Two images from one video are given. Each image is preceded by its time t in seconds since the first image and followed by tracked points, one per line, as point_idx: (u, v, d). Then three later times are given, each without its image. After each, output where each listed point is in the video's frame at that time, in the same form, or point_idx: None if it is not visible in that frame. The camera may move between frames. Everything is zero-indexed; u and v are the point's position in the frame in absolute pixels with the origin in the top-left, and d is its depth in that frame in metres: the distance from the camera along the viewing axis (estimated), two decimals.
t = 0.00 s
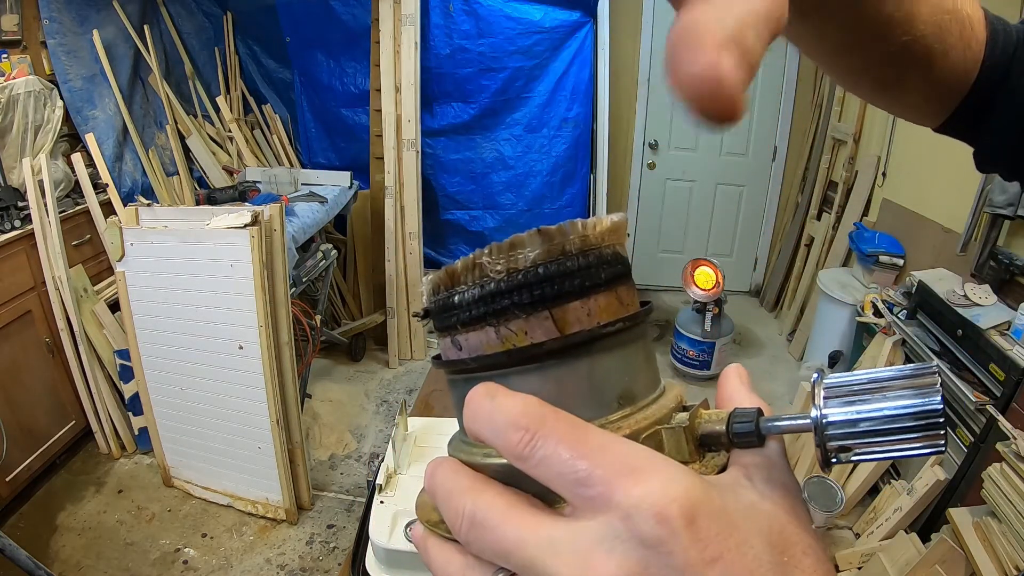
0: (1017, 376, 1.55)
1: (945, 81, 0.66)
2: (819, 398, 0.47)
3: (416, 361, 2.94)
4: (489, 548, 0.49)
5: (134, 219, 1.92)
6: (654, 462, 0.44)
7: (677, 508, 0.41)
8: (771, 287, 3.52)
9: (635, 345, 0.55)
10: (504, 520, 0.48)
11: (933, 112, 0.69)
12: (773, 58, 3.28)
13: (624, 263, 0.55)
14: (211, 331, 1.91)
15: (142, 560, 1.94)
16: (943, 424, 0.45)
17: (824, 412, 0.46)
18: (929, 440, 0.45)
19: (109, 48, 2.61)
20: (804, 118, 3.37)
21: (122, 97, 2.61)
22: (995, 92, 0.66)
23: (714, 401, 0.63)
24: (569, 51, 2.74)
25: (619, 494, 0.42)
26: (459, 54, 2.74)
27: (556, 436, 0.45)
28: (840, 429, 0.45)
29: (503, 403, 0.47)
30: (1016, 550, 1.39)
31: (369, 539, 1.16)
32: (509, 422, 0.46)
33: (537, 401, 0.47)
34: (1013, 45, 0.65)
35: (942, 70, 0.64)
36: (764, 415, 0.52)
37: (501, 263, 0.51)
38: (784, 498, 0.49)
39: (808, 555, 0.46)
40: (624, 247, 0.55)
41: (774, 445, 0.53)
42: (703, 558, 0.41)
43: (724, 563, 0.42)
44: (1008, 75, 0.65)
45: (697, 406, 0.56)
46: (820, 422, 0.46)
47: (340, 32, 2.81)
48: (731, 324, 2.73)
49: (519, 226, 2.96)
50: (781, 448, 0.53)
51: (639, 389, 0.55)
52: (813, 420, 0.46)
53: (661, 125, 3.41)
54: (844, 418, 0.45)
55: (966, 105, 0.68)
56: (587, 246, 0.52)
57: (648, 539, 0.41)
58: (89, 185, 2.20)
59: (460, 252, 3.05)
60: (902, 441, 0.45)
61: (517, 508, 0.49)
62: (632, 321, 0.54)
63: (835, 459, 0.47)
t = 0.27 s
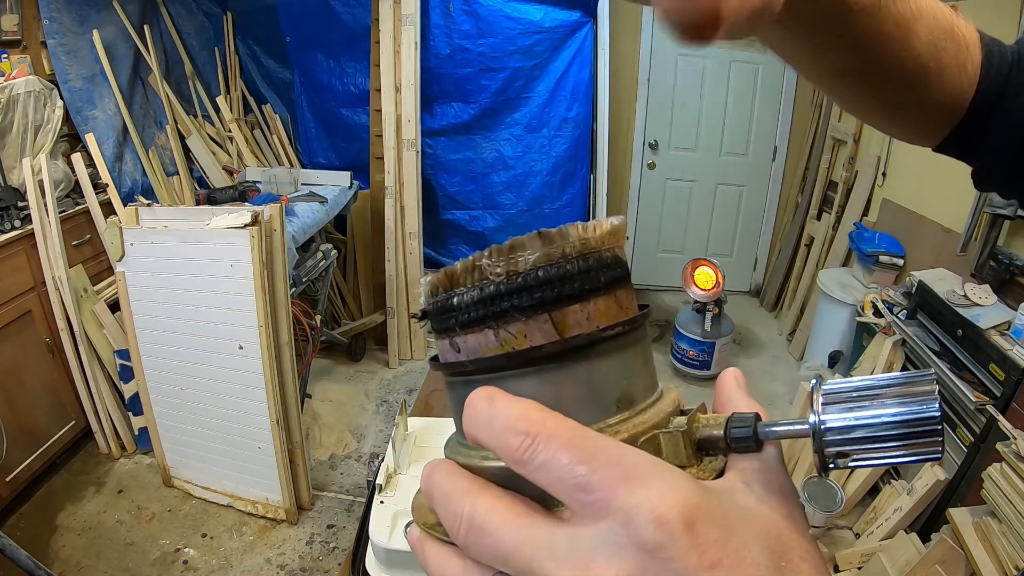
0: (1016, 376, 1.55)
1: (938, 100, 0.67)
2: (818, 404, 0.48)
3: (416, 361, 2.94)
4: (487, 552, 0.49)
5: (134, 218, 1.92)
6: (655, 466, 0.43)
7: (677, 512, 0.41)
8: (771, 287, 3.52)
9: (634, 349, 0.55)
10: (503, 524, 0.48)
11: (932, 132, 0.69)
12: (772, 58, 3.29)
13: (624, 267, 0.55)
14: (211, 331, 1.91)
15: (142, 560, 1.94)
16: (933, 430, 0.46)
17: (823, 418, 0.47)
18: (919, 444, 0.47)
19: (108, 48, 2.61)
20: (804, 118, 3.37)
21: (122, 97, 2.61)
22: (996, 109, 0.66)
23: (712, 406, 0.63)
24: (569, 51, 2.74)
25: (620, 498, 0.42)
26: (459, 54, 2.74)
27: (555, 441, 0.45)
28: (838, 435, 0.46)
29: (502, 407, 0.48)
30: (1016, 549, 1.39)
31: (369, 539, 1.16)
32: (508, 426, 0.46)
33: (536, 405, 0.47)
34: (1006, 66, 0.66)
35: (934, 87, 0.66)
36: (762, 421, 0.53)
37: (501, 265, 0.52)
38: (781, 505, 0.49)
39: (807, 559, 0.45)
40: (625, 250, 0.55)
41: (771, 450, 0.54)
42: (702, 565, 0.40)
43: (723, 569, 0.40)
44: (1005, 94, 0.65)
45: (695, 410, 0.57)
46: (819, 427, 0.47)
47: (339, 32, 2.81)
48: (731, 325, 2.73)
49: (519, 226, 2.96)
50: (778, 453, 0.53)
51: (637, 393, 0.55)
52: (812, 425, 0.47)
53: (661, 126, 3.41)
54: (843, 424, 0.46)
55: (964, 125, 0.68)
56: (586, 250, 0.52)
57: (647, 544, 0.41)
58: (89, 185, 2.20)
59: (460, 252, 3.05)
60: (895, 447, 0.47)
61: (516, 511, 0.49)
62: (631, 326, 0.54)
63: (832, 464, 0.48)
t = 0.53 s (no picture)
0: (1017, 376, 1.55)
1: (928, 120, 0.67)
2: (818, 412, 0.50)
3: (416, 361, 2.94)
4: (500, 550, 0.49)
5: (134, 219, 1.92)
6: (665, 465, 0.45)
7: (688, 510, 0.43)
8: (771, 287, 3.52)
9: (640, 354, 0.56)
10: (515, 522, 0.48)
11: (924, 141, 0.71)
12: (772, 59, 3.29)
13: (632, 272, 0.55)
14: (212, 331, 1.91)
15: (142, 560, 1.94)
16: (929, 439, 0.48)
17: (823, 425, 0.49)
18: (914, 452, 0.49)
19: (108, 47, 2.61)
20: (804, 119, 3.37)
21: (122, 97, 2.61)
22: (986, 116, 0.67)
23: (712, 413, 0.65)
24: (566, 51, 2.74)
25: (632, 496, 0.43)
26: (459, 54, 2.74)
27: (570, 442, 0.46)
28: (837, 441, 0.49)
29: (517, 408, 0.48)
30: (1016, 549, 1.39)
31: (370, 539, 1.16)
32: (522, 426, 0.47)
33: (550, 408, 0.48)
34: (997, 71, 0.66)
35: (922, 110, 0.66)
36: (760, 427, 0.54)
37: (516, 270, 0.51)
38: (780, 507, 0.51)
39: (807, 559, 0.48)
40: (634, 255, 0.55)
41: (768, 456, 0.56)
42: (713, 560, 0.43)
43: (730, 564, 0.43)
44: (994, 99, 0.66)
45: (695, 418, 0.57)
46: (819, 434, 0.49)
47: (339, 32, 2.81)
48: (731, 325, 2.73)
49: (519, 227, 2.93)
50: (775, 460, 0.56)
51: (642, 399, 0.56)
52: (812, 432, 0.49)
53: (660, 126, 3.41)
54: (841, 431, 0.49)
55: (954, 130, 0.69)
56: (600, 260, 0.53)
57: (660, 539, 0.42)
58: (89, 185, 2.20)
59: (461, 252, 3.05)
60: (890, 454, 0.49)
61: (529, 510, 0.49)
62: (639, 334, 0.54)
63: (831, 470, 0.50)
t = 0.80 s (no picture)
0: (1017, 376, 1.55)
1: (925, 113, 0.67)
2: (823, 410, 0.50)
3: (416, 361, 2.94)
4: (506, 545, 0.48)
5: (134, 218, 1.92)
6: (673, 463, 0.45)
7: (697, 506, 0.43)
8: (771, 287, 3.53)
9: (644, 353, 0.57)
10: (522, 517, 0.48)
11: (921, 132, 0.71)
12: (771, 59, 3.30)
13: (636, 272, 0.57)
14: (212, 331, 1.91)
15: (142, 560, 1.94)
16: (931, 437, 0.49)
17: (827, 423, 0.50)
18: (917, 450, 0.50)
19: (108, 48, 2.61)
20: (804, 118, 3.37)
21: (122, 97, 2.61)
22: (982, 113, 0.67)
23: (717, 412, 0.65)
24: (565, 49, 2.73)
25: (643, 492, 0.43)
26: (459, 54, 2.75)
27: (580, 436, 0.46)
28: (841, 440, 0.49)
29: (525, 402, 0.48)
30: (1016, 549, 1.39)
31: (370, 539, 1.16)
32: (531, 420, 0.47)
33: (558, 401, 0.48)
34: (995, 63, 0.66)
35: (919, 104, 0.66)
36: (766, 425, 0.54)
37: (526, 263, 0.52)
38: (785, 504, 0.51)
39: (811, 556, 0.48)
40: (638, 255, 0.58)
41: (773, 454, 0.55)
42: (720, 557, 0.42)
43: (738, 562, 0.43)
44: (993, 93, 0.66)
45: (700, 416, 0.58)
46: (824, 432, 0.50)
47: (339, 31, 2.81)
48: (731, 324, 2.73)
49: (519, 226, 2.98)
50: (780, 458, 0.55)
51: (648, 396, 0.56)
52: (817, 430, 0.50)
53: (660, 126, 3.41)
54: (845, 429, 0.49)
55: (953, 122, 0.69)
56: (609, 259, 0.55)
57: (669, 536, 0.42)
58: (89, 185, 2.20)
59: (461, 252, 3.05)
60: (893, 452, 0.50)
61: (538, 504, 0.49)
62: (646, 332, 0.55)
63: (833, 467, 0.51)
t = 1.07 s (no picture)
0: (1017, 376, 1.55)
1: (920, 104, 0.68)
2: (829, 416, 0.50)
3: (416, 361, 2.94)
4: (508, 549, 0.48)
5: (134, 219, 1.92)
6: (678, 469, 0.45)
7: (703, 513, 0.43)
8: (771, 287, 3.52)
9: (649, 354, 0.56)
10: (525, 522, 0.48)
11: (918, 123, 0.71)
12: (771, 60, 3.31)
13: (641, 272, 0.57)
14: (212, 331, 1.91)
15: (142, 560, 1.94)
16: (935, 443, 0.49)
17: (833, 429, 0.49)
18: (921, 457, 0.50)
19: (108, 48, 2.61)
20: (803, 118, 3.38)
21: (122, 97, 2.61)
22: (979, 105, 0.67)
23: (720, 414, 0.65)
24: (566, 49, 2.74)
25: (649, 499, 0.43)
26: (459, 54, 2.75)
27: (584, 443, 0.46)
28: (848, 446, 0.49)
29: (527, 406, 0.48)
30: (1016, 550, 1.39)
31: (370, 539, 1.16)
32: (534, 425, 0.47)
33: (562, 406, 0.48)
34: (994, 55, 0.66)
35: (914, 95, 0.66)
36: (768, 428, 0.55)
37: (532, 264, 0.53)
38: (788, 509, 0.51)
39: (813, 562, 0.47)
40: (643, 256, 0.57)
41: (777, 459, 0.55)
42: (727, 564, 0.42)
43: (744, 567, 0.43)
44: (993, 85, 0.66)
45: (704, 419, 0.58)
46: (830, 438, 0.49)
47: (339, 31, 2.81)
48: (731, 325, 2.73)
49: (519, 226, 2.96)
50: (782, 462, 0.55)
51: (651, 398, 0.56)
52: (822, 435, 0.50)
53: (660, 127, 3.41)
54: (852, 435, 0.49)
55: (949, 115, 0.69)
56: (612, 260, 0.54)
57: (675, 543, 0.42)
58: (89, 185, 2.20)
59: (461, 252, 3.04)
60: (899, 459, 0.50)
61: (540, 511, 0.48)
62: (651, 333, 0.55)
63: (838, 473, 0.51)
